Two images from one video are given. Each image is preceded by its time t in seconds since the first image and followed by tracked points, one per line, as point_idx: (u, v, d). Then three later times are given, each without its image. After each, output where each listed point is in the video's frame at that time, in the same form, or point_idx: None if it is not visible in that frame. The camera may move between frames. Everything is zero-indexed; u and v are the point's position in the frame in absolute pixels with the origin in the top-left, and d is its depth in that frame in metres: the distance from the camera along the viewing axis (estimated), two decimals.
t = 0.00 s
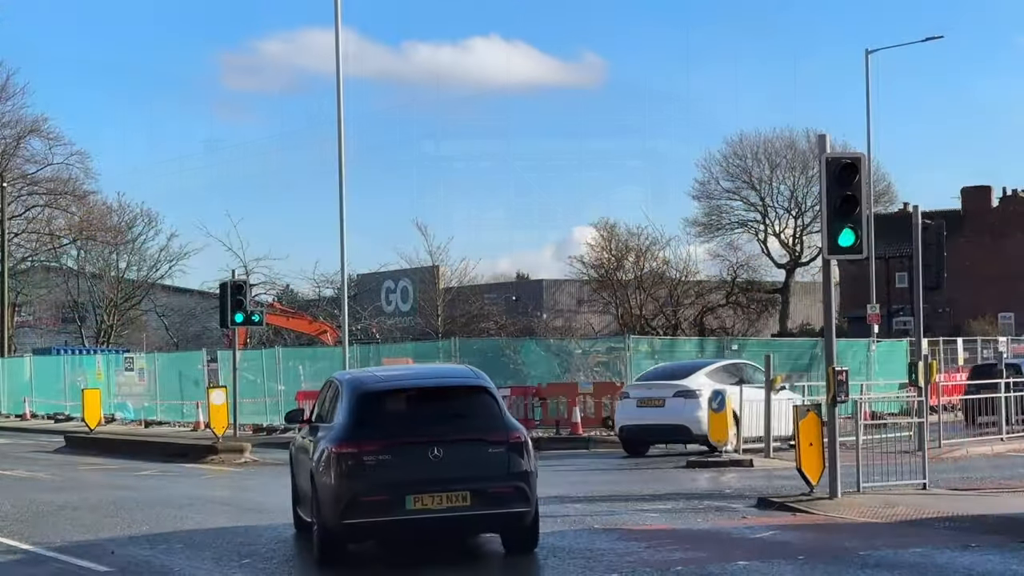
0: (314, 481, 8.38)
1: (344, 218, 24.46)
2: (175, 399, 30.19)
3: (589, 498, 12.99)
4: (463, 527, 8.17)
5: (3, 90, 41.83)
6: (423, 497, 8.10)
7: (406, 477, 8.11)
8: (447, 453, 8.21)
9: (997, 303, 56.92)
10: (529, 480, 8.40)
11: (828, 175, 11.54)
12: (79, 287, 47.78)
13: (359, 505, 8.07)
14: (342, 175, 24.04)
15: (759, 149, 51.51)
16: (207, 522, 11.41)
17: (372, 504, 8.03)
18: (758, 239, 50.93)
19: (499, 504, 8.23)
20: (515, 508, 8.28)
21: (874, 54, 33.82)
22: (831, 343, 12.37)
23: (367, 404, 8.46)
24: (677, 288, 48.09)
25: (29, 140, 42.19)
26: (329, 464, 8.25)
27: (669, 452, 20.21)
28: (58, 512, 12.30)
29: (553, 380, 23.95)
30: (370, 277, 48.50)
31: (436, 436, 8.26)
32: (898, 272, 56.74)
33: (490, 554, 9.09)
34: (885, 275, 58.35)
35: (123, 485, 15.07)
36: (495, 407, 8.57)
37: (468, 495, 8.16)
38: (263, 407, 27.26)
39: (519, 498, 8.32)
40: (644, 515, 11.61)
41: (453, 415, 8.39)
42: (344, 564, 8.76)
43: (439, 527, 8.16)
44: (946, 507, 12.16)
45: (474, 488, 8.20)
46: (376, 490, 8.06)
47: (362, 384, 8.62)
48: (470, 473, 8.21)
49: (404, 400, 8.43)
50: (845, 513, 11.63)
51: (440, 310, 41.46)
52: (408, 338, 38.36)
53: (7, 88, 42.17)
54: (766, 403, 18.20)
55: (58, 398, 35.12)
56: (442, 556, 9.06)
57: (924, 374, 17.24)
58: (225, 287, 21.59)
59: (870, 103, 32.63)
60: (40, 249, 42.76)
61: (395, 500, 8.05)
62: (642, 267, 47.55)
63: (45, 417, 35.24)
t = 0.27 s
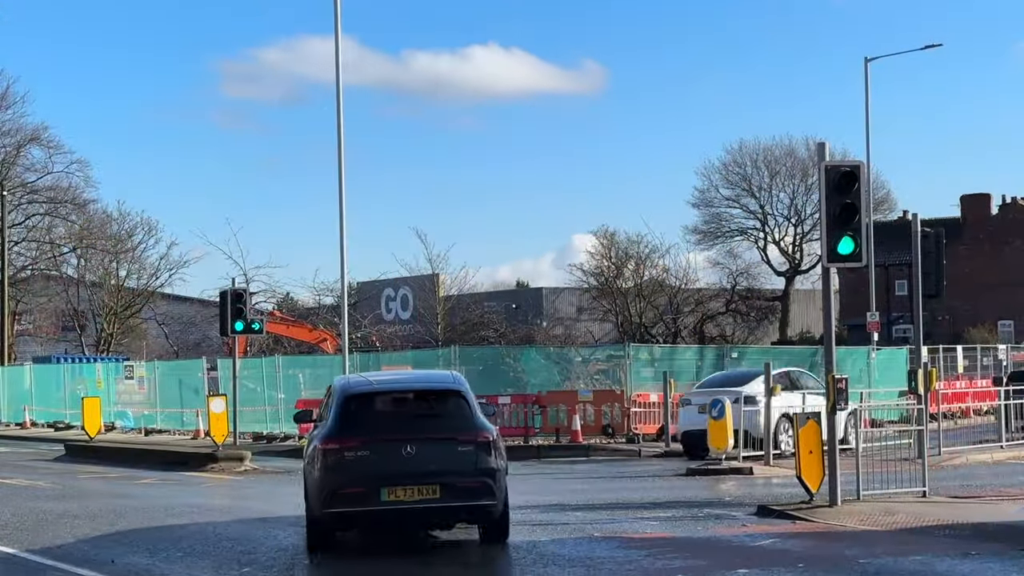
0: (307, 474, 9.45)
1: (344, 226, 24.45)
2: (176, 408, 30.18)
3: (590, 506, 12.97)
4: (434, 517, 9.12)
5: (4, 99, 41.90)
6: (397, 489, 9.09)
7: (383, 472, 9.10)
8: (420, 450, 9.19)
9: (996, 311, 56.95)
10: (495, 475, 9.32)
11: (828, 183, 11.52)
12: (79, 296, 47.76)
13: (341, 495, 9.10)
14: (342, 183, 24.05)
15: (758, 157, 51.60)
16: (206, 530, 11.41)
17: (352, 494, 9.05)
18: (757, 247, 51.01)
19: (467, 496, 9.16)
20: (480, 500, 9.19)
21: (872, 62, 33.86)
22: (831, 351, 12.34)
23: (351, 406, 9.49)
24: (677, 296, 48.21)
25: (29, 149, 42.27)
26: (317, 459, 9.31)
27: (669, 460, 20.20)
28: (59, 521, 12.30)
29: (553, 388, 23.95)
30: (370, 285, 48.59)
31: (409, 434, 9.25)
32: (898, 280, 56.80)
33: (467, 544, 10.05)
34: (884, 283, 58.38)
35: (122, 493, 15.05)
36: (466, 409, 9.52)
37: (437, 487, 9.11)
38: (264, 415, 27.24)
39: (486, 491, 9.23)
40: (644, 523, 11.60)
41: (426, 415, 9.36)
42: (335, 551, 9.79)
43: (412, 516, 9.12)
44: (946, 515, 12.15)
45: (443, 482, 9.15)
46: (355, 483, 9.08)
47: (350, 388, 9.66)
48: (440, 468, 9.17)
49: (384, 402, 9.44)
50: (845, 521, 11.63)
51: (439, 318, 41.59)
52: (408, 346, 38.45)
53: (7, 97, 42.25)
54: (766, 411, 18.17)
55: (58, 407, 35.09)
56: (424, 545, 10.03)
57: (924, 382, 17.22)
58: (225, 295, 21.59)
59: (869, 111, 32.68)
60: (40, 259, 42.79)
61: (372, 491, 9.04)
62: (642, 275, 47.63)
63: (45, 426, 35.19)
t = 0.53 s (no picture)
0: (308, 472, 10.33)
1: (344, 236, 24.46)
2: (175, 417, 30.17)
3: (587, 516, 12.96)
4: (421, 512, 9.90)
5: (4, 109, 41.97)
6: (387, 485, 9.89)
7: (374, 470, 9.93)
8: (408, 451, 10.00)
9: (994, 322, 56.95)
10: (478, 475, 10.07)
11: (827, 194, 11.52)
12: (79, 305, 47.71)
13: (337, 490, 9.95)
14: (341, 193, 24.08)
15: (758, 167, 51.68)
16: (204, 541, 11.41)
17: (345, 490, 9.89)
18: (757, 257, 51.06)
19: (451, 494, 9.91)
20: (464, 498, 9.93)
21: (871, 72, 33.91)
22: (831, 361, 12.32)
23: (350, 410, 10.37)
24: (677, 305, 48.26)
25: (29, 158, 42.33)
26: (316, 459, 10.19)
27: (669, 471, 20.18)
28: (59, 530, 12.32)
29: (552, 398, 23.96)
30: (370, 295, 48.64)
31: (399, 436, 10.08)
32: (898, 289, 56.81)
33: (458, 538, 10.88)
34: (882, 294, 58.44)
35: (121, 503, 15.04)
36: (452, 415, 10.34)
37: (424, 485, 9.89)
38: (262, 426, 27.24)
39: (468, 490, 9.97)
40: (642, 533, 11.60)
41: (416, 420, 10.20)
42: (335, 544, 10.63)
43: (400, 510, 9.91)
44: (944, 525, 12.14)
45: (429, 480, 9.93)
46: (348, 480, 9.92)
47: (349, 395, 10.56)
48: (426, 468, 9.96)
49: (379, 407, 10.31)
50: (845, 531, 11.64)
51: (439, 327, 41.62)
52: (408, 356, 38.50)
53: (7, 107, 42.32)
54: (766, 421, 18.13)
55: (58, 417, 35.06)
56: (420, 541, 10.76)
57: (923, 392, 17.21)
58: (226, 304, 21.57)
59: (868, 122, 32.73)
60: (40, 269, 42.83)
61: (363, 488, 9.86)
62: (641, 285, 47.66)
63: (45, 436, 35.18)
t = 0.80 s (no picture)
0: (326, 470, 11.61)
1: (344, 245, 24.48)
2: (175, 427, 30.14)
3: (588, 526, 12.91)
4: (422, 509, 11.06)
5: (4, 119, 42.05)
6: (392, 483, 11.08)
7: (380, 469, 11.13)
8: (410, 452, 11.18)
9: (994, 332, 57.00)
10: (475, 475, 11.16)
11: (827, 204, 11.53)
12: (79, 315, 47.72)
13: (348, 487, 11.17)
14: (341, 203, 24.11)
15: (757, 176, 51.76)
16: (204, 551, 11.38)
17: (353, 487, 11.11)
18: (757, 266, 51.12)
19: (449, 492, 11.05)
20: (461, 497, 11.04)
21: (870, 82, 33.90)
22: (830, 371, 12.31)
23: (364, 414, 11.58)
24: (677, 315, 48.34)
25: (29, 169, 42.40)
26: (332, 458, 11.44)
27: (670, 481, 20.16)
28: (59, 540, 12.33)
29: (552, 407, 23.93)
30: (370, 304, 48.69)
31: (405, 439, 11.26)
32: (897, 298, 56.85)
33: (463, 533, 11.94)
34: (881, 304, 58.48)
35: (120, 514, 15.01)
36: (454, 419, 11.49)
37: (425, 483, 11.05)
38: (261, 435, 27.24)
39: (465, 489, 11.07)
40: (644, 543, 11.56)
41: (420, 424, 11.38)
42: (352, 536, 11.83)
43: (404, 506, 11.08)
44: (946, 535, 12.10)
45: (430, 479, 11.10)
46: (357, 478, 11.14)
47: (364, 400, 11.76)
48: (427, 468, 11.11)
49: (389, 413, 11.49)
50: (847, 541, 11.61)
51: (439, 337, 41.70)
52: (408, 366, 38.56)
53: (8, 117, 42.41)
54: (765, 431, 18.11)
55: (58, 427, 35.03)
56: (428, 535, 11.87)
57: (924, 402, 17.18)
58: (226, 314, 21.55)
59: (866, 132, 32.84)
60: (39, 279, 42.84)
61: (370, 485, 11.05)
62: (641, 294, 47.69)
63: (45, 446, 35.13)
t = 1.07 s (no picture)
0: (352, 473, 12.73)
1: (344, 256, 24.46)
2: (175, 438, 30.12)
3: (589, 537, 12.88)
4: (437, 508, 12.11)
5: (4, 130, 42.09)
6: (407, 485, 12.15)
7: (398, 472, 12.22)
8: (425, 456, 12.26)
9: (993, 343, 57.00)
10: (485, 478, 12.21)
11: (827, 214, 11.57)
12: (79, 326, 47.68)
13: (368, 488, 12.31)
14: (341, 213, 24.12)
15: (756, 187, 51.82)
16: (204, 562, 11.36)
17: (373, 489, 12.24)
18: (757, 277, 51.12)
19: (461, 493, 12.10)
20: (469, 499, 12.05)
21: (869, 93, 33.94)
22: (831, 381, 12.35)
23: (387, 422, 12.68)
24: (677, 325, 48.52)
25: (29, 179, 42.43)
26: (356, 463, 12.57)
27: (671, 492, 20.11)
28: (58, 551, 12.32)
29: (552, 418, 23.92)
30: (370, 315, 48.69)
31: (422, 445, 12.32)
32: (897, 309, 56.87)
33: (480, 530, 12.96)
34: (881, 315, 58.48)
35: (121, 524, 14.99)
36: (468, 426, 12.53)
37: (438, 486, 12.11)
38: (261, 445, 27.24)
39: (475, 490, 12.11)
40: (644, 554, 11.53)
41: (436, 431, 12.46)
42: (377, 533, 12.92)
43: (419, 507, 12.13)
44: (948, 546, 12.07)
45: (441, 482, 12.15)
46: (377, 480, 12.26)
47: (388, 410, 12.88)
48: (440, 471, 12.18)
49: (411, 421, 12.59)
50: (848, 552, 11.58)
51: (438, 348, 41.69)
52: (407, 376, 38.56)
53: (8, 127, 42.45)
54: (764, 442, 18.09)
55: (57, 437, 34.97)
56: (448, 532, 12.89)
57: (924, 413, 17.17)
58: (226, 325, 21.53)
59: (865, 143, 32.85)
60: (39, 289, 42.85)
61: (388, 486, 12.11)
62: (640, 305, 47.64)
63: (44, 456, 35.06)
